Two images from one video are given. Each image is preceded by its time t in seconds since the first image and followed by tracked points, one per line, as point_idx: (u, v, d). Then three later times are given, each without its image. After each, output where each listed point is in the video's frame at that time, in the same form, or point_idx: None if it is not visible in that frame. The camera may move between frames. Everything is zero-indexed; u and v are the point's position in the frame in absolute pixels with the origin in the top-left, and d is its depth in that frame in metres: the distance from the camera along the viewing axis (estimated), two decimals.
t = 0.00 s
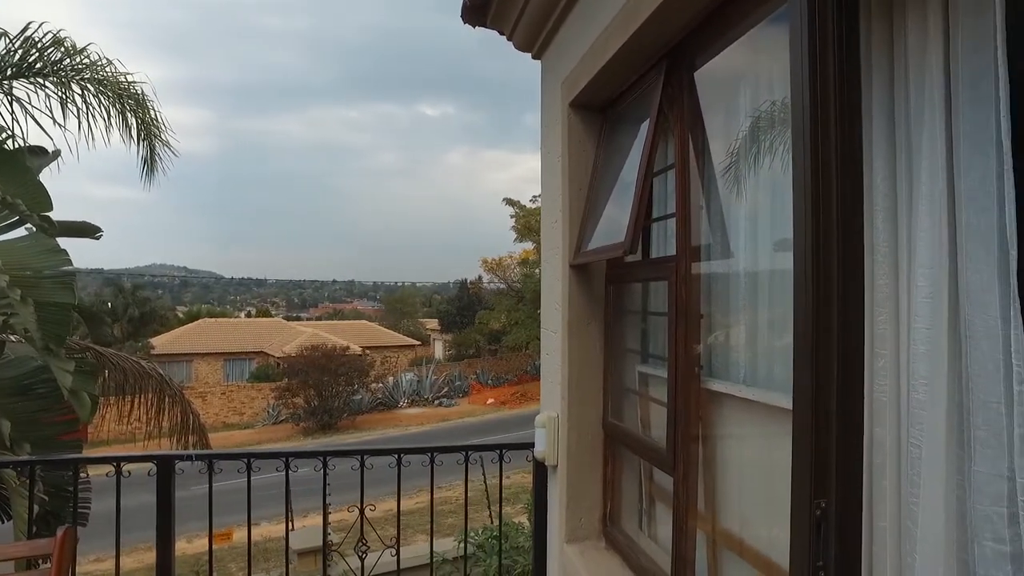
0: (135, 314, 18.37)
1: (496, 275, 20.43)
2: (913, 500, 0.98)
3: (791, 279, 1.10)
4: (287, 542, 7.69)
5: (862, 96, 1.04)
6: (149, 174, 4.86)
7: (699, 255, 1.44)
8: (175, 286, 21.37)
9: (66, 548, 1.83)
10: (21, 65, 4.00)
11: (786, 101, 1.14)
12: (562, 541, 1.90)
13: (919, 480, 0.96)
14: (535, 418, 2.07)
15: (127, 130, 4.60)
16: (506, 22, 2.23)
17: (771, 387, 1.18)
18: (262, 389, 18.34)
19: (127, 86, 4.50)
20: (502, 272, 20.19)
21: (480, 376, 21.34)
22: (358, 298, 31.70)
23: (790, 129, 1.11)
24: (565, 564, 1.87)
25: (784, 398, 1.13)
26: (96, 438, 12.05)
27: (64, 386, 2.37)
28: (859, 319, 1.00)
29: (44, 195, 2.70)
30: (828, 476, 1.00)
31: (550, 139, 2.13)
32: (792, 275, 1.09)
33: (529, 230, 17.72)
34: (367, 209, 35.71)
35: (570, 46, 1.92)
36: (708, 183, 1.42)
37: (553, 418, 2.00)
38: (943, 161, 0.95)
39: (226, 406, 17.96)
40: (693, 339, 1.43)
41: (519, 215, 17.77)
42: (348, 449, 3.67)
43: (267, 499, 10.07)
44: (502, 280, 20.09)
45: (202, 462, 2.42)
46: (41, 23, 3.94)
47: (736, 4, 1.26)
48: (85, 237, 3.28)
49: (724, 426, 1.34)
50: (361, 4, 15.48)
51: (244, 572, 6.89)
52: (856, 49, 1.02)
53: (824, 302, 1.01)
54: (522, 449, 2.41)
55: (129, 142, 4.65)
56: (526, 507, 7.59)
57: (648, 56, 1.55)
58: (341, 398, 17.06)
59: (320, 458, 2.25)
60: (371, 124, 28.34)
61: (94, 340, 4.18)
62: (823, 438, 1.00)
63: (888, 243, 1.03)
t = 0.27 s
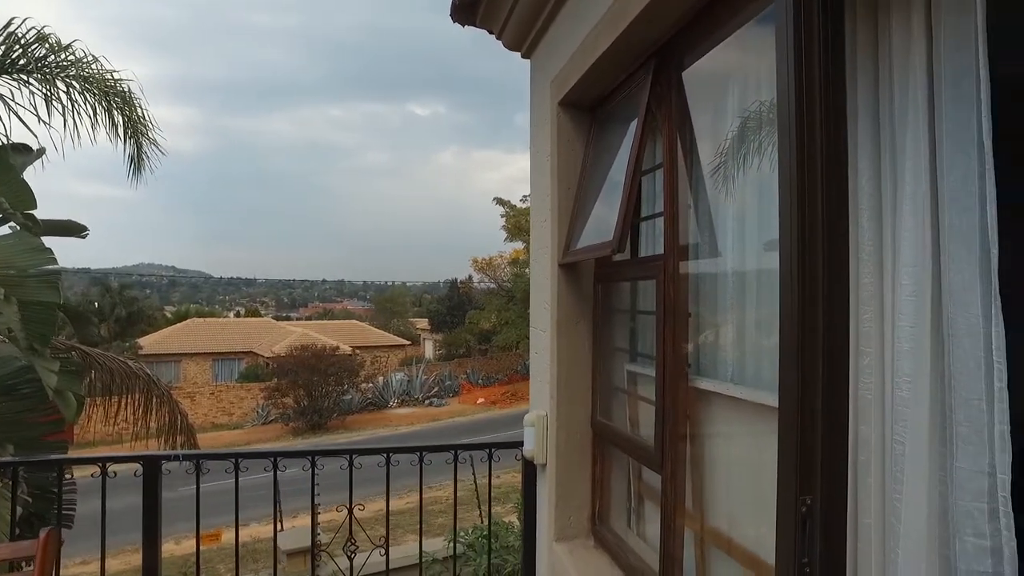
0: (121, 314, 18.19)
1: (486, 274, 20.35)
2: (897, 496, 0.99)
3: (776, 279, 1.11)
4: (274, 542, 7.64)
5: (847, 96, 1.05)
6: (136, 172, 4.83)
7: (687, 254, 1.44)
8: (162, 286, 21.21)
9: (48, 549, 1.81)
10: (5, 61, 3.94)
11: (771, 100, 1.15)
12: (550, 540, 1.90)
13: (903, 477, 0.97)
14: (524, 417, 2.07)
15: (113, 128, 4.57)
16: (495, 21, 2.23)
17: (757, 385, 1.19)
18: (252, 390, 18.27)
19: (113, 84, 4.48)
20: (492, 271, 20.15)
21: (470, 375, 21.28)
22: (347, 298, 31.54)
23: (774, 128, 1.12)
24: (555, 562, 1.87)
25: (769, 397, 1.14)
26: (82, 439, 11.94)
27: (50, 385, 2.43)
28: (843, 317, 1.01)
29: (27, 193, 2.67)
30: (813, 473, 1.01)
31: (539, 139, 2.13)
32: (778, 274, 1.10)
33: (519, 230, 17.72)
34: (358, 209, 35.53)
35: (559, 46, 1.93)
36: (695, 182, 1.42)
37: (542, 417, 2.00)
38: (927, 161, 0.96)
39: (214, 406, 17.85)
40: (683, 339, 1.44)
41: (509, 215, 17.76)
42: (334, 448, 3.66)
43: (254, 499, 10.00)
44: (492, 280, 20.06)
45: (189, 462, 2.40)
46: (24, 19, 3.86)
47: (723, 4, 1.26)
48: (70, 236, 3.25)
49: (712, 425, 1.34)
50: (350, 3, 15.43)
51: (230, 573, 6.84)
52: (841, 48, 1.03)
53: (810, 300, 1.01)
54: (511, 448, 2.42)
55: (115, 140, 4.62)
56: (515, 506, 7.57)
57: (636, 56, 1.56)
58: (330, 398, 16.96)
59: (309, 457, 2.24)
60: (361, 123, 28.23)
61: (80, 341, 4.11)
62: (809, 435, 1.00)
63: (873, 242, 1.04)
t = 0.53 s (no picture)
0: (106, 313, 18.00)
1: (475, 274, 20.28)
2: (876, 493, 0.99)
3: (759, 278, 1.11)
4: (259, 543, 7.59)
5: (829, 96, 1.06)
6: (121, 171, 4.78)
7: (672, 253, 1.45)
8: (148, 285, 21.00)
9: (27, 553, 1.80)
10: None
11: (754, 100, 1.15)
12: (537, 539, 1.90)
13: (883, 474, 0.98)
14: (510, 416, 2.07)
15: (97, 125, 4.52)
16: (482, 19, 2.23)
17: (741, 383, 1.20)
18: (239, 390, 18.18)
19: (96, 80, 4.42)
20: (481, 270, 20.06)
21: (459, 375, 21.24)
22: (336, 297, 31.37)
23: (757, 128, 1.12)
24: (541, 562, 1.87)
25: (753, 395, 1.15)
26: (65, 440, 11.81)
27: (32, 385, 2.47)
28: (825, 316, 1.02)
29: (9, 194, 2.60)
30: (796, 472, 1.01)
31: (526, 139, 2.13)
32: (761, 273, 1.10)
33: (508, 230, 17.69)
34: (347, 208, 35.33)
35: (546, 45, 1.93)
36: (680, 182, 1.43)
37: (529, 416, 2.00)
38: (907, 161, 0.96)
39: (202, 406, 17.74)
40: (668, 338, 1.44)
41: (498, 214, 17.73)
42: (318, 447, 3.64)
43: (240, 500, 9.92)
44: (481, 279, 20.00)
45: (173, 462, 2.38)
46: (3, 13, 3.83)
47: (707, 5, 1.27)
48: (52, 235, 3.21)
49: (697, 424, 1.35)
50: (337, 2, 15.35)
51: None
52: (823, 49, 1.04)
53: (793, 299, 1.01)
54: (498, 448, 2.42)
55: (99, 138, 4.57)
56: (503, 506, 7.54)
57: (622, 56, 1.57)
58: (319, 398, 16.86)
59: (294, 458, 2.22)
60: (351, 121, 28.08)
61: (64, 341, 4.06)
62: (790, 433, 1.01)
63: (854, 241, 1.05)
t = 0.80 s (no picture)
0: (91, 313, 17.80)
1: (464, 273, 20.24)
2: (858, 490, 1.01)
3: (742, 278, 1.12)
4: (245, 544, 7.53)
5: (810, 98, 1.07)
6: (105, 169, 4.75)
7: (657, 253, 1.46)
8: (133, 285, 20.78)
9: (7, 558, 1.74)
10: None
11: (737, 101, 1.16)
12: (524, 538, 1.90)
13: (864, 470, 0.99)
14: (497, 416, 2.07)
15: (81, 123, 4.48)
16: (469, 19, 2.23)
17: (724, 382, 1.20)
18: (226, 390, 18.00)
19: (79, 77, 4.38)
20: (469, 269, 20.02)
21: (447, 374, 21.22)
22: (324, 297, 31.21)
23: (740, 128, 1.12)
24: (528, 560, 1.88)
25: (736, 393, 1.16)
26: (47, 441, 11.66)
27: (13, 385, 2.43)
28: (807, 316, 1.03)
29: None
30: (778, 470, 1.02)
31: (513, 138, 2.13)
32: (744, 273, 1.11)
33: (496, 229, 17.71)
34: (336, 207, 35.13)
35: (532, 45, 1.93)
36: (665, 182, 1.44)
37: (516, 415, 2.01)
38: (887, 162, 0.98)
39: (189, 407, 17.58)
40: (653, 337, 1.45)
41: (487, 214, 17.74)
42: (303, 446, 3.61)
43: (226, 501, 9.84)
44: (469, 278, 19.96)
45: (156, 462, 2.36)
46: None
47: (691, 6, 1.28)
48: (32, 233, 3.15)
49: (681, 423, 1.36)
50: None
51: None
52: (804, 51, 1.05)
53: (775, 297, 1.02)
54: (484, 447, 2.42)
55: (83, 136, 4.53)
56: (490, 506, 7.52)
57: (608, 57, 1.57)
58: (307, 398, 16.77)
59: (280, 457, 2.20)
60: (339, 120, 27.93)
61: (46, 340, 4.07)
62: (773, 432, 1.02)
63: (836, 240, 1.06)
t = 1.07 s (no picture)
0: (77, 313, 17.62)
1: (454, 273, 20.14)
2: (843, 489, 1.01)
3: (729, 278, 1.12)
4: (232, 546, 7.49)
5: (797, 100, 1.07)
6: (92, 167, 4.70)
7: (645, 253, 1.46)
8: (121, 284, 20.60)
9: None
10: None
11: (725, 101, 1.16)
12: (514, 537, 1.90)
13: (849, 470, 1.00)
14: (486, 415, 2.08)
15: (67, 121, 4.45)
16: (459, 18, 2.23)
17: (710, 382, 1.21)
18: (214, 390, 18.01)
19: (65, 74, 4.34)
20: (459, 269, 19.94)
21: (437, 374, 21.17)
22: (314, 297, 31.07)
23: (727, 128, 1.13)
24: (517, 560, 1.88)
25: (721, 393, 1.16)
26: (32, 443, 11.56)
27: None
28: (793, 316, 1.03)
29: None
30: (763, 470, 1.02)
31: (502, 138, 2.14)
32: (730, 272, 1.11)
33: (486, 229, 17.69)
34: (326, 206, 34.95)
35: (521, 46, 1.94)
36: (653, 183, 1.44)
37: (505, 415, 2.01)
38: (872, 163, 0.98)
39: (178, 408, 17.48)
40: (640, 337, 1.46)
41: (477, 213, 17.71)
42: (293, 446, 3.61)
43: (213, 503, 9.78)
44: (460, 278, 19.89)
45: (145, 463, 2.34)
46: None
47: (678, 8, 1.29)
48: (17, 232, 3.13)
49: (669, 423, 1.36)
50: None
51: None
52: (790, 52, 1.05)
53: (761, 298, 1.02)
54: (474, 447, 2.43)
55: (69, 134, 4.49)
56: (479, 505, 7.52)
57: (596, 57, 1.58)
58: (296, 397, 16.54)
59: (269, 457, 2.19)
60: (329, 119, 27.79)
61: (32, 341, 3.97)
62: (758, 432, 1.02)
63: (821, 241, 1.07)
